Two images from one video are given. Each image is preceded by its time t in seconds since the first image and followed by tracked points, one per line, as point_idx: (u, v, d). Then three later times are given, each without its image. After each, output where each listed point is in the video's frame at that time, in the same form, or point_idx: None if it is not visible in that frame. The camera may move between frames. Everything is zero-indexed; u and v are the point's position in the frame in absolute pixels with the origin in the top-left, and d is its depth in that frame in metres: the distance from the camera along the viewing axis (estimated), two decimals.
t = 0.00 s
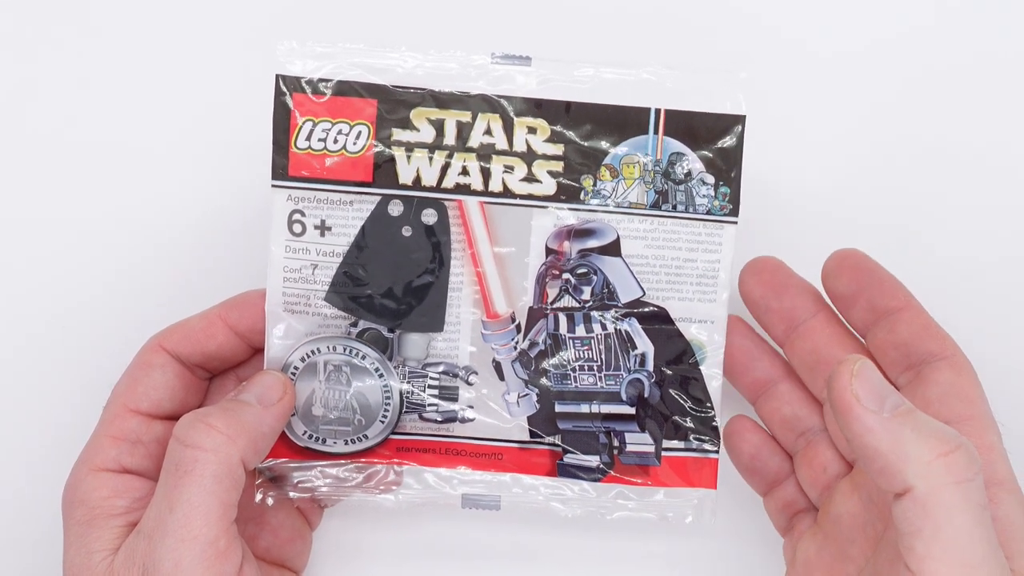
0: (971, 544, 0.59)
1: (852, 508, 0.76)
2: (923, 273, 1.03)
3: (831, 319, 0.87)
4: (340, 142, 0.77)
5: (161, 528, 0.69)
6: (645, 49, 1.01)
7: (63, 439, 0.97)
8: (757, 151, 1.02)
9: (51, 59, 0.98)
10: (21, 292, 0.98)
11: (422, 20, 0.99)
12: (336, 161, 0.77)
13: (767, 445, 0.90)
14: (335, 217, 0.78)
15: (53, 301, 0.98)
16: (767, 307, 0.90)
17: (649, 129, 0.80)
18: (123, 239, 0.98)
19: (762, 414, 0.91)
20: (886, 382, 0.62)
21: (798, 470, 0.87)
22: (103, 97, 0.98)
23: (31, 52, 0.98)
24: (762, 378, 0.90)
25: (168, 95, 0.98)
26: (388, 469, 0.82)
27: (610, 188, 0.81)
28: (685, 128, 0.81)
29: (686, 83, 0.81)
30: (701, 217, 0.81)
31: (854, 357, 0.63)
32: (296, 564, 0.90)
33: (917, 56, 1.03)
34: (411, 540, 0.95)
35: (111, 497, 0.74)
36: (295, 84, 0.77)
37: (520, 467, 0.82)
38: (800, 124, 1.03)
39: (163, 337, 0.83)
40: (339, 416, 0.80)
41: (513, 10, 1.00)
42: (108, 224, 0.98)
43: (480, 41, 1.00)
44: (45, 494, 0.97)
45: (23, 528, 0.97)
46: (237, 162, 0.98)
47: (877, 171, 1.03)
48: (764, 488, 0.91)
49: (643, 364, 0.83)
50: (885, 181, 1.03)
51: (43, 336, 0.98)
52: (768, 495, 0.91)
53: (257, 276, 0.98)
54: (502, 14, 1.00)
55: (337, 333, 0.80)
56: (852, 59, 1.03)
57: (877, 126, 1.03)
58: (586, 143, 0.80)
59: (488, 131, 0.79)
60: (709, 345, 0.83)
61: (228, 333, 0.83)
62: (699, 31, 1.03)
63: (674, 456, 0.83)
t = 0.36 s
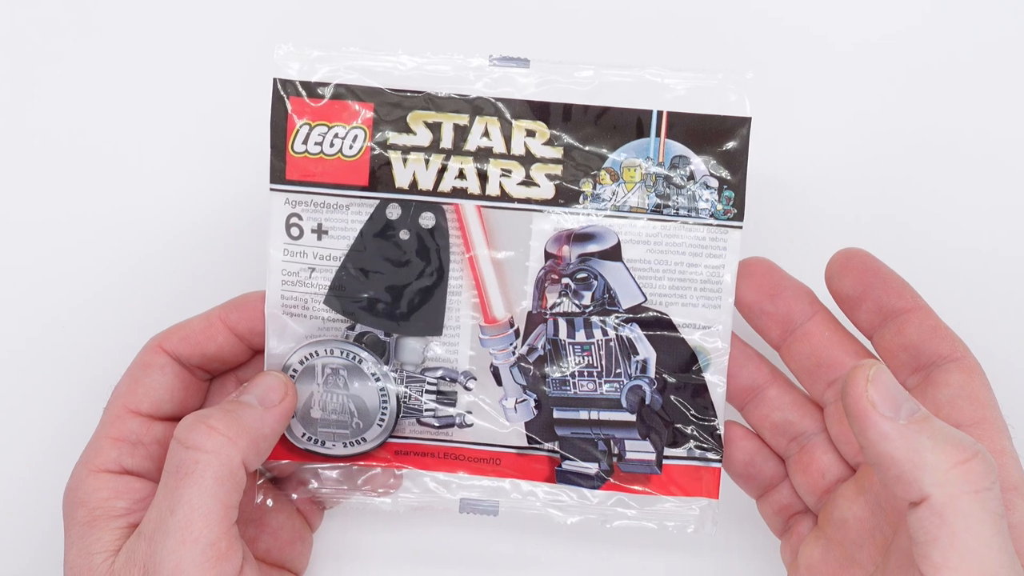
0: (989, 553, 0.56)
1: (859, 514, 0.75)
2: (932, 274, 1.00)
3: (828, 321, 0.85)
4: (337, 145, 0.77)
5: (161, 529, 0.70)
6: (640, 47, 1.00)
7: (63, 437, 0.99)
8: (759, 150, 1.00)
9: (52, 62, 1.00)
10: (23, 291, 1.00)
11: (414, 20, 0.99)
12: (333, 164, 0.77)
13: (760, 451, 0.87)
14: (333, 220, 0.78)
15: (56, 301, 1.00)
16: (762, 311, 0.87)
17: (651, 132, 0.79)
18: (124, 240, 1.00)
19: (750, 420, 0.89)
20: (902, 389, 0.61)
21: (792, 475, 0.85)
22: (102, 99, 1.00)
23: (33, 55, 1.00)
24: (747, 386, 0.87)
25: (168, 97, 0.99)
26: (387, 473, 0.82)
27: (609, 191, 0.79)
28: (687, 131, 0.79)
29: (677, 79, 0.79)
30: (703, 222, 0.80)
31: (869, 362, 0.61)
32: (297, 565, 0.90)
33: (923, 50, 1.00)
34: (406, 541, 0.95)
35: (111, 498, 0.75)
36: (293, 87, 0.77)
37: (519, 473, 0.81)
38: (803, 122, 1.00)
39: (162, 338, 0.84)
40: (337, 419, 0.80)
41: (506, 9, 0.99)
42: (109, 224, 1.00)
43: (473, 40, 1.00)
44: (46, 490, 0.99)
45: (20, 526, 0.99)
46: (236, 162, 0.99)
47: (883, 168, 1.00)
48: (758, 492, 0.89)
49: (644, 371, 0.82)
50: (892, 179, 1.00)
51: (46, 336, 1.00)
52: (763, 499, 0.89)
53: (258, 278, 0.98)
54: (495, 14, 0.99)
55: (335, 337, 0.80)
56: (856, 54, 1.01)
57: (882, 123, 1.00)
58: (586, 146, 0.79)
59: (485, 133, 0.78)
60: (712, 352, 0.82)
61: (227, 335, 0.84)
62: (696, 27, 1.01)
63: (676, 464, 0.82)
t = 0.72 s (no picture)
0: (991, 541, 0.58)
1: (864, 507, 0.76)
2: (920, 270, 1.02)
3: (834, 318, 0.86)
4: (334, 143, 0.77)
5: (159, 527, 0.70)
6: (640, 44, 1.01)
7: (62, 435, 0.99)
8: (755, 145, 1.01)
9: (50, 57, 0.99)
10: (23, 289, 0.99)
11: (416, 21, 0.99)
12: (331, 162, 0.78)
13: (766, 445, 0.88)
14: (330, 218, 0.78)
15: (53, 298, 0.99)
16: (769, 308, 0.88)
17: (644, 127, 0.80)
18: (122, 236, 0.99)
19: (757, 414, 0.89)
20: (905, 380, 0.61)
21: (797, 469, 0.87)
22: (101, 96, 0.99)
23: (29, 49, 0.99)
24: (756, 379, 0.88)
25: (166, 94, 0.99)
26: (386, 470, 0.82)
27: (604, 186, 0.80)
28: (680, 127, 0.80)
29: (680, 81, 0.81)
30: (697, 216, 0.81)
31: (874, 353, 0.62)
32: (295, 562, 0.90)
33: (919, 50, 1.02)
34: (404, 537, 0.95)
35: (108, 496, 0.75)
36: (288, 85, 0.77)
37: (517, 467, 0.82)
38: (799, 119, 1.02)
39: (159, 335, 0.84)
40: (336, 417, 0.80)
41: (507, 8, 1.00)
42: (107, 221, 0.99)
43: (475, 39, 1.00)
44: (43, 489, 0.98)
45: (18, 523, 0.98)
46: (235, 161, 0.98)
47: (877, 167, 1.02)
48: (762, 486, 0.90)
49: (640, 364, 0.83)
50: (885, 178, 1.02)
51: (42, 334, 0.99)
52: (767, 493, 0.90)
53: (257, 279, 0.98)
54: (496, 13, 1.00)
55: (333, 334, 0.80)
56: (853, 53, 1.02)
57: (879, 121, 1.02)
58: (581, 142, 0.80)
59: (481, 130, 0.79)
60: (707, 344, 0.83)
61: (224, 332, 0.84)
62: (699, 25, 1.02)
63: (672, 456, 0.83)
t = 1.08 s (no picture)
0: (997, 542, 0.58)
1: (874, 506, 0.76)
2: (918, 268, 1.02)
3: (856, 320, 0.87)
4: (335, 142, 0.78)
5: (161, 530, 0.70)
6: (642, 40, 1.02)
7: (62, 435, 0.97)
8: (754, 137, 1.02)
9: (51, 56, 0.99)
10: (23, 289, 0.98)
11: (419, 25, 1.00)
12: (332, 161, 0.78)
13: (781, 442, 0.88)
14: (331, 217, 0.79)
15: (53, 296, 0.99)
16: (792, 306, 0.89)
17: (641, 122, 0.81)
18: (123, 235, 0.99)
19: (778, 411, 0.90)
20: (913, 380, 0.62)
21: (813, 467, 0.86)
22: (103, 95, 0.99)
23: (32, 49, 0.98)
24: (777, 375, 0.89)
25: (168, 94, 0.99)
26: (390, 470, 0.81)
27: (604, 180, 0.81)
28: (676, 121, 0.81)
29: (682, 77, 0.81)
30: (695, 208, 0.81)
31: (882, 354, 0.62)
32: (297, 564, 0.89)
33: (918, 47, 1.03)
34: (406, 539, 0.95)
35: (110, 498, 0.75)
36: (288, 86, 0.77)
37: (523, 464, 0.82)
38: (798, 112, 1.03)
39: (160, 337, 0.84)
40: (340, 417, 0.80)
41: (511, 9, 1.01)
42: (107, 221, 0.98)
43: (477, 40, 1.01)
44: (42, 489, 0.97)
45: (18, 523, 0.97)
46: (236, 163, 0.98)
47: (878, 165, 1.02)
48: (777, 484, 0.89)
49: (643, 357, 0.83)
50: (884, 175, 1.02)
51: (41, 333, 0.98)
52: (779, 491, 0.90)
53: (259, 281, 0.98)
54: (499, 14, 1.01)
55: (336, 334, 0.80)
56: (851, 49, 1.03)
57: (879, 117, 1.03)
58: (579, 137, 0.81)
59: (480, 127, 0.79)
60: (708, 336, 0.83)
61: (225, 333, 0.84)
62: (703, 20, 1.03)
63: (677, 448, 0.83)
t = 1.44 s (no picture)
0: (1003, 545, 0.58)
1: (879, 507, 0.76)
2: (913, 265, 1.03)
3: (862, 322, 0.87)
4: (331, 140, 0.78)
5: (160, 531, 0.69)
6: (641, 36, 1.03)
7: (61, 435, 0.97)
8: (751, 132, 1.03)
9: (51, 55, 0.99)
10: (23, 289, 0.98)
11: (420, 26, 1.01)
12: (329, 160, 0.78)
13: (785, 445, 0.88)
14: (329, 216, 0.79)
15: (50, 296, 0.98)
16: (798, 309, 0.89)
17: (634, 118, 0.82)
18: (122, 234, 0.98)
19: (783, 413, 0.89)
20: (919, 382, 0.61)
21: (818, 469, 0.86)
22: (104, 94, 0.99)
23: (34, 49, 0.98)
24: (783, 378, 0.88)
25: (168, 94, 0.99)
26: (390, 470, 0.81)
27: (599, 176, 0.82)
28: (668, 117, 0.82)
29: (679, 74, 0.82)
30: (689, 203, 0.82)
31: (887, 355, 0.61)
32: (297, 565, 0.88)
33: (914, 45, 1.04)
34: (407, 539, 0.94)
35: (107, 500, 0.76)
36: (284, 85, 0.78)
37: (524, 461, 0.81)
38: (795, 108, 1.04)
39: (158, 338, 0.84)
40: (340, 417, 0.79)
41: (512, 9, 1.02)
42: (106, 220, 0.98)
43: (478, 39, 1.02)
44: (41, 489, 0.96)
45: (16, 524, 0.96)
46: (237, 164, 0.98)
47: (876, 162, 1.03)
48: (781, 486, 0.89)
49: (641, 352, 0.83)
50: (880, 171, 1.03)
51: (39, 333, 0.98)
52: (783, 494, 0.89)
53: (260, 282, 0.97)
54: (500, 13, 1.02)
55: (334, 332, 0.80)
56: (848, 45, 1.04)
57: (875, 114, 1.04)
58: (573, 134, 0.81)
59: (476, 125, 0.80)
60: (705, 331, 0.83)
61: (223, 334, 0.84)
62: (704, 17, 1.04)
63: (677, 443, 0.82)
